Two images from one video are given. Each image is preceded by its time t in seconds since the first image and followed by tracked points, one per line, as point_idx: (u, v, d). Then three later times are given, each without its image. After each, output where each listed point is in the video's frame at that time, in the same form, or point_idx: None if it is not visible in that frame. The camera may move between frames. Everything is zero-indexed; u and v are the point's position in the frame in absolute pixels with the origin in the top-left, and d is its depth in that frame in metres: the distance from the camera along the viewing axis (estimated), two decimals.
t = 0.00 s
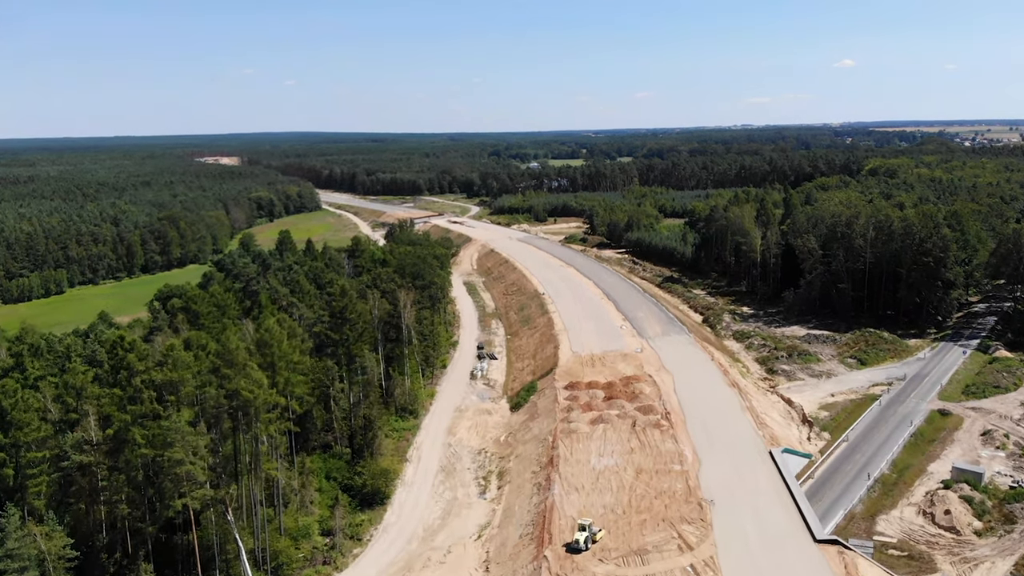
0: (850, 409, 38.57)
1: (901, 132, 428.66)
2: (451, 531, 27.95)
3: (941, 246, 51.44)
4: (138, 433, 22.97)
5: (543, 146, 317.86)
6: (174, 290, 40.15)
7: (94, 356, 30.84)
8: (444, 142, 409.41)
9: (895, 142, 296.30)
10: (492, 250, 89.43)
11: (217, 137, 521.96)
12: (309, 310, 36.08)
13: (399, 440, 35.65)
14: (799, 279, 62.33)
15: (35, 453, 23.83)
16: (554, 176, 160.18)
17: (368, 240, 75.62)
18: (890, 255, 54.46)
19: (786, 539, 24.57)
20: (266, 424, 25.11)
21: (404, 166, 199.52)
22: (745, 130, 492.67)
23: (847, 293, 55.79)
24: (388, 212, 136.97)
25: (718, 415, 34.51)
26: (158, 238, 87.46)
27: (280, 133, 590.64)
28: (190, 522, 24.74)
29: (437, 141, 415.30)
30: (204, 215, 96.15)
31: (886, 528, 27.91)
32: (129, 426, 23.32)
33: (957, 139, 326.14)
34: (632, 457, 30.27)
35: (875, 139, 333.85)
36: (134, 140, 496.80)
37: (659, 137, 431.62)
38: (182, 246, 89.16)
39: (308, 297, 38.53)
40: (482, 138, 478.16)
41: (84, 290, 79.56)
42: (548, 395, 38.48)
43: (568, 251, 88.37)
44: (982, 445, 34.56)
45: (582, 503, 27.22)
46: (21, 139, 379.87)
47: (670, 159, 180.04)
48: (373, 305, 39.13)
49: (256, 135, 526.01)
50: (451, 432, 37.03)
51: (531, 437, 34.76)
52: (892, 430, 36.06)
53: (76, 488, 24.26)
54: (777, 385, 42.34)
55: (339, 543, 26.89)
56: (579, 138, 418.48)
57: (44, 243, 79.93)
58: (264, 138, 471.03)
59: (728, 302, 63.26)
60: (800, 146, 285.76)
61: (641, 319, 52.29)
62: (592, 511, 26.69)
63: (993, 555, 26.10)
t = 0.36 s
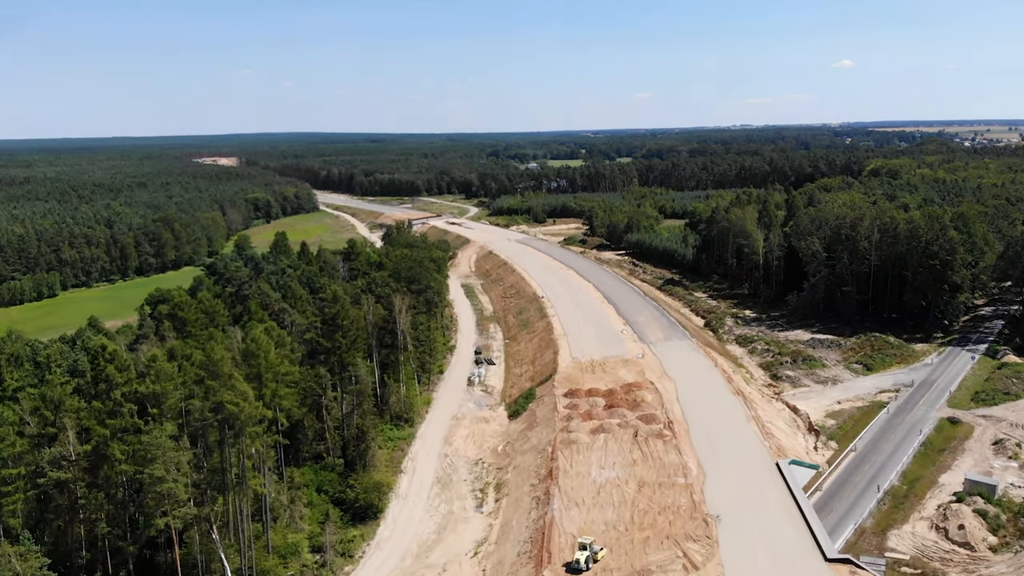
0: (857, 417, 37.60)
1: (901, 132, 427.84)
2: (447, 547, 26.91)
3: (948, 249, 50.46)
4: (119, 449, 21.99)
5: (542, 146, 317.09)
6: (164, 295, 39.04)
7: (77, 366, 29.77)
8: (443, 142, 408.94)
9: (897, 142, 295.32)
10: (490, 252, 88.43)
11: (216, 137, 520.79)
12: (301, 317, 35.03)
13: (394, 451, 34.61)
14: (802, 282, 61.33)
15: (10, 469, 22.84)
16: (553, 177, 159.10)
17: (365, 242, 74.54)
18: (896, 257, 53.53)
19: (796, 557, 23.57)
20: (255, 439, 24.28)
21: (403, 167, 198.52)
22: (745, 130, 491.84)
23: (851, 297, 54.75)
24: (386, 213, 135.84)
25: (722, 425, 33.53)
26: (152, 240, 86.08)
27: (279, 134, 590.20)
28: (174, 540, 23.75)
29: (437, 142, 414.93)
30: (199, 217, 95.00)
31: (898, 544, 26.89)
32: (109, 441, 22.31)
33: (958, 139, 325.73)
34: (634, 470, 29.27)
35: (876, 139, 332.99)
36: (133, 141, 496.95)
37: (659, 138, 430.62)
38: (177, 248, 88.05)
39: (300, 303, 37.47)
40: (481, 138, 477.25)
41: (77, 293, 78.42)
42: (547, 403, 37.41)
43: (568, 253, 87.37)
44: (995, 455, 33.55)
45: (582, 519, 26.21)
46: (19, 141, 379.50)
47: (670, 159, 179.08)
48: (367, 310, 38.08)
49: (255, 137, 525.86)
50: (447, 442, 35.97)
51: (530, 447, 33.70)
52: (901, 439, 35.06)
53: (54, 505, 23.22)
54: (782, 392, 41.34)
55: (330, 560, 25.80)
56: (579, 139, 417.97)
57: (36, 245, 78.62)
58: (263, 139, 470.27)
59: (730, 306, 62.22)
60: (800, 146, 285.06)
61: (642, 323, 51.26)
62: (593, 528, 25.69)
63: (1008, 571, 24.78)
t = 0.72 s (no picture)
0: (865, 426, 36.94)
1: (900, 131, 427.56)
2: (442, 565, 25.83)
3: (955, 253, 49.53)
4: (95, 466, 20.99)
5: (541, 147, 316.72)
6: (151, 301, 37.88)
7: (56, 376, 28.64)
8: (442, 143, 408.46)
9: (896, 143, 295.02)
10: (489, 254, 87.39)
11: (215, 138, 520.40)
12: (292, 324, 33.90)
13: (387, 463, 33.49)
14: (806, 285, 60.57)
15: None
16: (552, 178, 158.09)
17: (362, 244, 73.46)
18: (902, 261, 52.87)
19: None
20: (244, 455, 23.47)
21: (401, 167, 197.37)
22: (745, 130, 491.22)
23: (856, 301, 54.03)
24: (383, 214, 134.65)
25: (726, 437, 32.54)
26: (147, 242, 85.06)
27: (277, 134, 588.34)
28: (154, 561, 22.87)
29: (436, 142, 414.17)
30: (194, 219, 93.84)
31: (911, 563, 25.81)
32: (86, 458, 21.26)
33: (957, 139, 326.44)
34: (636, 484, 28.24)
35: (875, 138, 333.03)
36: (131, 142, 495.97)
37: (658, 137, 429.97)
38: (172, 250, 86.76)
39: (291, 309, 36.33)
40: (480, 139, 475.47)
41: (69, 296, 77.13)
42: (546, 412, 36.30)
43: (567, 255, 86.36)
44: (1008, 467, 32.50)
45: (583, 538, 25.15)
46: (15, 142, 376.99)
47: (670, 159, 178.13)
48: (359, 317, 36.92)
49: (253, 138, 523.67)
50: (443, 452, 34.87)
51: (528, 458, 32.60)
52: (911, 450, 34.06)
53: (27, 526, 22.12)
54: (788, 400, 40.79)
55: None
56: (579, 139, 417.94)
57: (28, 247, 77.36)
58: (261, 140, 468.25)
59: (732, 310, 61.18)
60: (800, 146, 284.84)
61: (643, 328, 50.22)
62: (594, 547, 24.65)
63: None
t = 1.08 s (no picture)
0: (873, 435, 36.23)
1: (901, 131, 426.62)
2: None
3: (964, 256, 48.52)
4: (68, 487, 19.82)
5: (541, 147, 316.43)
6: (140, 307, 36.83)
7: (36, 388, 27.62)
8: (442, 142, 408.29)
9: (897, 143, 294.41)
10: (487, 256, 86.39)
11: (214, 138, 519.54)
12: (282, 331, 32.67)
13: (380, 475, 32.37)
14: (810, 288, 59.80)
15: None
16: (551, 178, 157.07)
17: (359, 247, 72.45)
18: (908, 264, 51.98)
19: None
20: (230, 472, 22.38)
21: (399, 168, 196.33)
22: (744, 130, 490.52)
23: (862, 304, 53.30)
24: (381, 215, 133.63)
25: (731, 450, 31.53)
26: (140, 244, 84.02)
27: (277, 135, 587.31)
28: None
29: (435, 142, 414.13)
30: (189, 220, 92.72)
31: None
32: (58, 477, 20.14)
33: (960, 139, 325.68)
34: (639, 499, 27.16)
35: (875, 138, 332.49)
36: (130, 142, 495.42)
37: (658, 137, 428.80)
38: (166, 253, 85.66)
39: (282, 315, 35.19)
40: (479, 139, 474.81)
41: (61, 299, 76.03)
42: (546, 421, 35.20)
43: (567, 257, 85.42)
44: None
45: (583, 558, 24.07)
46: (15, 143, 377.02)
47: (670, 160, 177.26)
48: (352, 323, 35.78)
49: (253, 138, 522.81)
50: (439, 464, 33.74)
51: (527, 470, 31.49)
52: (921, 462, 33.01)
53: None
54: (794, 409, 40.56)
55: None
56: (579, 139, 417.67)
57: (19, 249, 76.22)
58: (261, 140, 467.56)
59: (735, 313, 60.16)
60: (800, 146, 284.71)
61: (645, 333, 49.14)
62: (595, 568, 23.56)
63: None
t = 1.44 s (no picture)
0: (884, 445, 35.28)
1: (901, 130, 426.59)
2: None
3: (973, 259, 47.47)
4: (37, 511, 18.69)
5: (540, 147, 315.76)
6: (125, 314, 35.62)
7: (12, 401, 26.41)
8: (441, 143, 407.69)
9: (897, 142, 294.35)
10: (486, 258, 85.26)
11: (212, 138, 518.42)
12: (271, 339, 31.51)
13: (373, 488, 31.24)
14: (814, 292, 58.90)
15: None
16: (550, 179, 155.97)
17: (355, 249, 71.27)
18: (915, 267, 50.92)
19: None
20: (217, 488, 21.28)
21: (397, 168, 195.17)
22: (744, 130, 489.80)
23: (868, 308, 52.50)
24: (379, 216, 132.46)
25: (738, 464, 30.44)
26: (134, 247, 82.77)
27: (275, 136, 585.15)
28: None
29: (434, 142, 413.50)
30: (184, 222, 91.48)
31: None
32: (28, 500, 19.03)
33: (961, 140, 325.16)
34: (642, 517, 26.05)
35: (875, 138, 332.09)
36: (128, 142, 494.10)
37: (657, 136, 427.97)
38: (160, 255, 84.41)
39: (271, 322, 34.00)
40: (478, 140, 473.63)
41: (53, 303, 74.75)
42: (545, 432, 34.04)
43: (566, 259, 84.31)
44: None
45: None
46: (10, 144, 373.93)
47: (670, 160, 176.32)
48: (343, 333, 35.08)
49: (251, 139, 520.76)
50: (434, 476, 32.58)
51: (525, 484, 30.32)
52: (934, 475, 31.93)
53: None
54: (801, 417, 39.74)
55: None
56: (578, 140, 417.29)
57: (10, 252, 74.92)
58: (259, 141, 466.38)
59: (738, 317, 59.03)
60: (800, 146, 284.16)
61: (646, 338, 48.02)
62: None
63: None
